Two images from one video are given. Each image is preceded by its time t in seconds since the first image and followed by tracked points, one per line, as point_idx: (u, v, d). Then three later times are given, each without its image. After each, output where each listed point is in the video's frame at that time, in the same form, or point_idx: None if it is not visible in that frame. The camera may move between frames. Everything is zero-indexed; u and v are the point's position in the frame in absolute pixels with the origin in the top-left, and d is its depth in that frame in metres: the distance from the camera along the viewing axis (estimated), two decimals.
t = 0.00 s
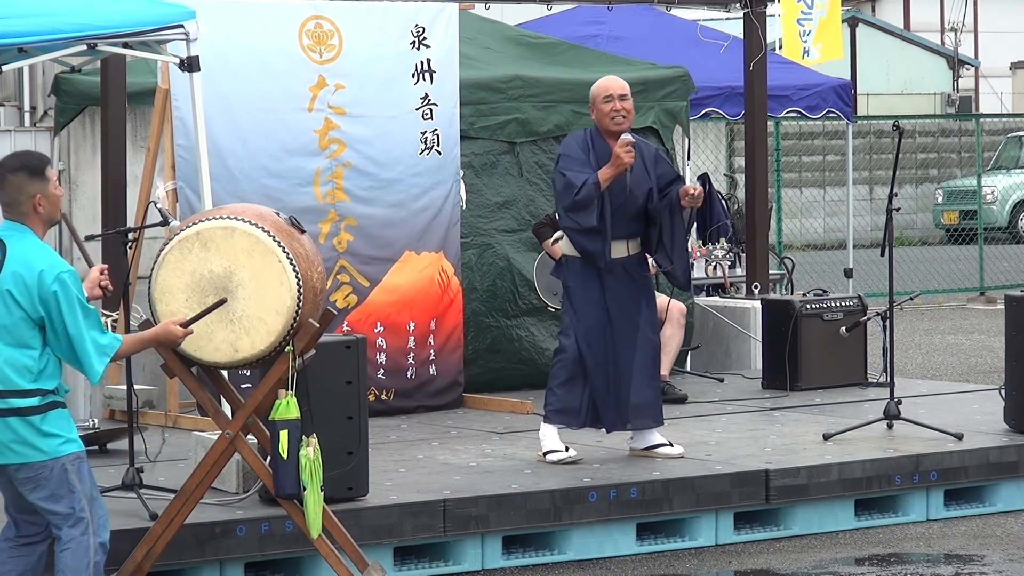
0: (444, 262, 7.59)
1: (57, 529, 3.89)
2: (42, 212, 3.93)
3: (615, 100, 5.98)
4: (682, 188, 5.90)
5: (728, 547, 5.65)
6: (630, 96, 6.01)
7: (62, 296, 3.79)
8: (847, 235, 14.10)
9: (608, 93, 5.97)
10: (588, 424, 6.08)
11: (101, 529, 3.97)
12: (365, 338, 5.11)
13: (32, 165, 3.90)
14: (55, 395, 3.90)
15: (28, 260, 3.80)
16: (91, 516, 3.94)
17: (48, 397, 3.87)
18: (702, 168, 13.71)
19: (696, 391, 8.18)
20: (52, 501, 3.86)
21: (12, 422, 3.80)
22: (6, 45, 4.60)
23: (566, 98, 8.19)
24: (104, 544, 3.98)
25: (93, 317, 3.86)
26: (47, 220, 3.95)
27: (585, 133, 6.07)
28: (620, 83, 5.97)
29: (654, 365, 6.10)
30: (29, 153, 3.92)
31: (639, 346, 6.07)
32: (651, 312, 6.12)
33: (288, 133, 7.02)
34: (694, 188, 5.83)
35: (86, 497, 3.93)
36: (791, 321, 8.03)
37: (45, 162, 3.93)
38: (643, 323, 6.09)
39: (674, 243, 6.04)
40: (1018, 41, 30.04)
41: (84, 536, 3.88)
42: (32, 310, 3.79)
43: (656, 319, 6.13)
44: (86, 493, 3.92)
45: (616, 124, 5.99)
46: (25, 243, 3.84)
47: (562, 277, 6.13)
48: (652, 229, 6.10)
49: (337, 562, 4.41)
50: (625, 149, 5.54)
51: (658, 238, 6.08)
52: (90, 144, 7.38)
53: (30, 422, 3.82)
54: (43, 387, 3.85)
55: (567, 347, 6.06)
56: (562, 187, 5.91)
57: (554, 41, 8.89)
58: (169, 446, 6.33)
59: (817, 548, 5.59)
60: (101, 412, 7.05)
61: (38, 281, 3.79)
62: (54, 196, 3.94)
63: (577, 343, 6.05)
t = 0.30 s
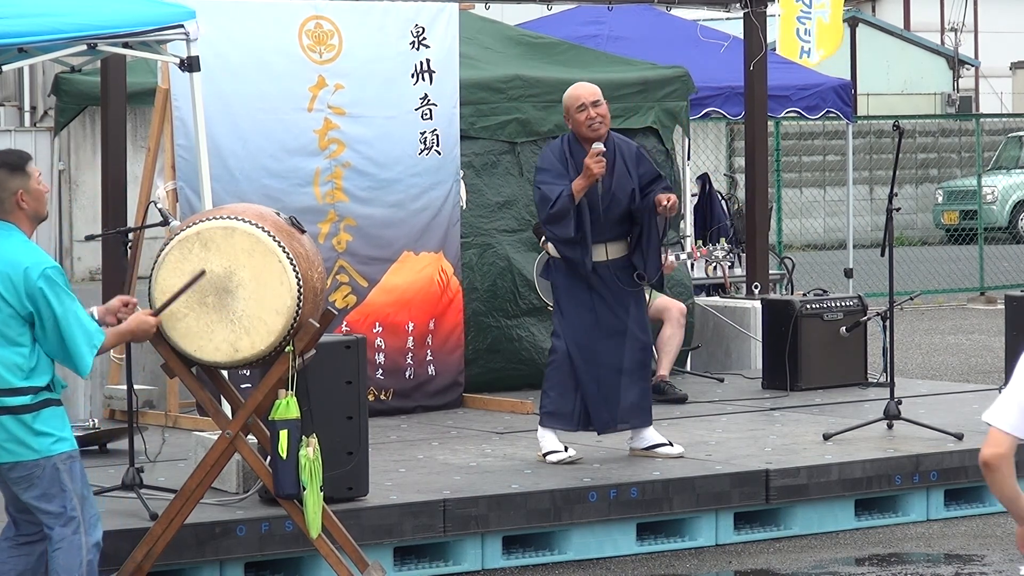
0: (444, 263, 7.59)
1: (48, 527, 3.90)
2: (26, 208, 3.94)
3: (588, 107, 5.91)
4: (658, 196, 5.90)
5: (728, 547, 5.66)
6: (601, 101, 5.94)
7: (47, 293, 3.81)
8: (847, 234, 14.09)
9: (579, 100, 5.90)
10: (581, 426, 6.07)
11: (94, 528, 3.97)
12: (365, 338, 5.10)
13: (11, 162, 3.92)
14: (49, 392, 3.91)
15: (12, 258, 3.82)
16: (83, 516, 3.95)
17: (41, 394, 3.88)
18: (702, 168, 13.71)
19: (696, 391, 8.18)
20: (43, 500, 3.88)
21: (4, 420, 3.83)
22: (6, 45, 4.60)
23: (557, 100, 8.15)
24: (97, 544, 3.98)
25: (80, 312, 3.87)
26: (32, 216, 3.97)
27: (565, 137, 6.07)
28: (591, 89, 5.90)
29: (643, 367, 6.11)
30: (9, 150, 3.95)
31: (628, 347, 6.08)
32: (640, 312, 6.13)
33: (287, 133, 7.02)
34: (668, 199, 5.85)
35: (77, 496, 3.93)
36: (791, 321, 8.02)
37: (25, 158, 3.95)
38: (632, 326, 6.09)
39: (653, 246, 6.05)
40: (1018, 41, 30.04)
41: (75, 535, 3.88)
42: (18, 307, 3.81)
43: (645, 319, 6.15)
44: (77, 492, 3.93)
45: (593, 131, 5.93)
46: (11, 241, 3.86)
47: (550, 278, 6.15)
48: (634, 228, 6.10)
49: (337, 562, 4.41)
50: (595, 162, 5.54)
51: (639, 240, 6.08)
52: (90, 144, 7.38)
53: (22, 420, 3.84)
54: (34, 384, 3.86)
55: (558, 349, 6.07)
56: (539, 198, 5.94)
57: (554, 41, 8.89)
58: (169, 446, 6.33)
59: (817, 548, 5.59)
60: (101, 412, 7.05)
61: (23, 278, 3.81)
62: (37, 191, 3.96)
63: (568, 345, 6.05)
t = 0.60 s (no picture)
0: (442, 263, 7.58)
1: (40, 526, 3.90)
2: (23, 199, 3.96)
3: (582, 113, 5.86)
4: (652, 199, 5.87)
5: (728, 547, 5.66)
6: (593, 106, 5.87)
7: (43, 284, 3.83)
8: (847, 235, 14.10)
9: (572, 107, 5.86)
10: (577, 428, 6.07)
11: (86, 526, 3.98)
12: (365, 338, 5.10)
13: (4, 153, 3.94)
14: (44, 387, 3.92)
15: (9, 251, 3.85)
16: (75, 514, 3.95)
17: (35, 389, 3.88)
18: (702, 168, 13.70)
19: (696, 392, 8.18)
20: (36, 499, 3.88)
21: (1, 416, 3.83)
22: (6, 45, 4.60)
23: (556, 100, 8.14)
24: (89, 541, 3.99)
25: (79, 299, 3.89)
26: (30, 207, 3.99)
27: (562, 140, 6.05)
28: (586, 96, 5.85)
29: (641, 368, 6.11)
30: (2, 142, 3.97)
31: (625, 348, 6.08)
32: (637, 312, 6.13)
33: (287, 134, 7.02)
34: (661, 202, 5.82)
35: (70, 494, 3.93)
36: (791, 321, 8.02)
37: (18, 149, 3.97)
38: (629, 327, 6.09)
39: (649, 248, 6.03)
40: (1018, 41, 30.04)
41: (68, 534, 3.90)
42: (17, 299, 3.84)
43: (642, 319, 6.15)
44: (69, 490, 3.93)
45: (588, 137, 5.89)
46: (8, 234, 3.89)
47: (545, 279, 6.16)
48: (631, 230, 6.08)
49: (337, 562, 4.41)
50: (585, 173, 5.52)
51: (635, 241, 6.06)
52: (90, 144, 7.38)
53: (17, 417, 3.84)
54: (29, 379, 3.87)
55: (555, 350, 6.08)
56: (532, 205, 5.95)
57: (554, 41, 8.89)
58: (168, 446, 6.33)
59: (817, 548, 5.59)
60: (101, 412, 7.05)
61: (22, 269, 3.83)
62: (32, 181, 3.98)
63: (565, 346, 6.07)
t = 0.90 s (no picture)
0: (442, 264, 7.58)
1: (62, 530, 3.90)
2: (39, 204, 3.94)
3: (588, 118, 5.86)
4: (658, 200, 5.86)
5: (728, 547, 5.66)
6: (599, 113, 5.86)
7: (61, 291, 3.81)
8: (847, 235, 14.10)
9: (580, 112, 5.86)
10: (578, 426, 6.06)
11: (109, 532, 3.96)
12: (365, 337, 5.09)
13: (23, 157, 3.92)
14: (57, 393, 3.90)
15: (26, 258, 3.82)
16: (98, 519, 3.94)
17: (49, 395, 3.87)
18: (702, 168, 13.70)
19: (696, 392, 8.18)
20: (57, 503, 3.88)
21: (15, 422, 3.81)
22: (6, 45, 4.60)
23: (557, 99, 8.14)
24: (112, 546, 3.97)
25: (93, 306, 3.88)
26: (46, 213, 3.96)
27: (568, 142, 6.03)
28: (595, 102, 5.84)
29: (643, 367, 6.12)
30: (20, 146, 3.95)
31: (628, 347, 6.09)
32: (640, 311, 6.14)
33: (287, 134, 7.02)
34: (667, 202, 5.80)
35: (92, 498, 3.92)
36: (791, 321, 8.01)
37: (36, 154, 3.95)
38: (631, 325, 6.10)
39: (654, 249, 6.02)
40: (1018, 41, 30.04)
41: (88, 539, 3.88)
42: (34, 306, 3.81)
43: (645, 318, 6.16)
44: (91, 495, 3.92)
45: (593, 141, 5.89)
46: (24, 240, 3.86)
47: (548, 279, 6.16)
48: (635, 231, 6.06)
49: (337, 562, 4.41)
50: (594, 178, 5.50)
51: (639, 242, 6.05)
52: (90, 145, 7.39)
53: (33, 422, 3.83)
54: (44, 385, 3.85)
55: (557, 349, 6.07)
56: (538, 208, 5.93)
57: (554, 41, 8.89)
58: (169, 446, 6.33)
59: (817, 548, 5.59)
60: (101, 412, 7.05)
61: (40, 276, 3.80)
62: (49, 186, 3.95)
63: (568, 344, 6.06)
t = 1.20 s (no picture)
0: (441, 263, 7.58)
1: (77, 534, 3.87)
2: (78, 211, 3.92)
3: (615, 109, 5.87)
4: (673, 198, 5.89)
5: (728, 547, 5.66)
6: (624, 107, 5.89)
7: (87, 303, 3.75)
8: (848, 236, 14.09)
9: (610, 101, 5.86)
10: (582, 425, 6.06)
11: (122, 537, 3.93)
12: (365, 337, 5.09)
13: (68, 163, 3.91)
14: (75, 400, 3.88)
15: (58, 268, 3.77)
16: (112, 525, 3.90)
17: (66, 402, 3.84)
18: (702, 168, 13.70)
19: (695, 392, 8.18)
20: (71, 508, 3.84)
21: (30, 425, 3.79)
22: (6, 45, 4.59)
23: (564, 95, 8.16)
24: (124, 552, 3.94)
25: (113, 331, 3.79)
26: (82, 220, 3.94)
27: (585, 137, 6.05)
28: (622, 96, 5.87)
29: (649, 367, 6.12)
30: (66, 151, 3.93)
31: (636, 348, 6.08)
32: (649, 312, 6.14)
33: (285, 134, 7.02)
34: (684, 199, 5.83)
35: (106, 503, 3.89)
36: (791, 321, 8.01)
37: (81, 160, 3.94)
38: (639, 325, 6.09)
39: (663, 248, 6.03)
40: (1019, 41, 30.04)
41: (101, 545, 3.85)
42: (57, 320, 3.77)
43: (653, 319, 6.15)
44: (105, 499, 3.88)
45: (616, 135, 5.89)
46: (59, 247, 3.82)
47: (555, 276, 6.14)
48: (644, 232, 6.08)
49: (337, 562, 4.41)
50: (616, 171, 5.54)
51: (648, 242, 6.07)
52: (91, 145, 7.39)
53: (49, 427, 3.80)
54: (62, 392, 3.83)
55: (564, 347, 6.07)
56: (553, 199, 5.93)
57: (554, 41, 8.89)
58: (169, 446, 6.33)
59: (817, 548, 5.59)
60: (102, 411, 7.04)
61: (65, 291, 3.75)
62: (90, 194, 3.94)
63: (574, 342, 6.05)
